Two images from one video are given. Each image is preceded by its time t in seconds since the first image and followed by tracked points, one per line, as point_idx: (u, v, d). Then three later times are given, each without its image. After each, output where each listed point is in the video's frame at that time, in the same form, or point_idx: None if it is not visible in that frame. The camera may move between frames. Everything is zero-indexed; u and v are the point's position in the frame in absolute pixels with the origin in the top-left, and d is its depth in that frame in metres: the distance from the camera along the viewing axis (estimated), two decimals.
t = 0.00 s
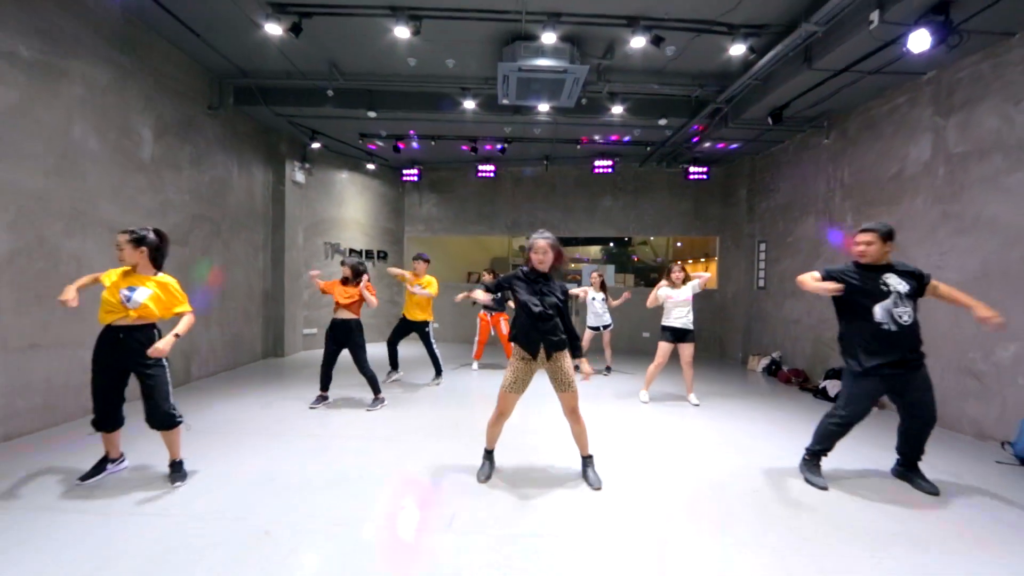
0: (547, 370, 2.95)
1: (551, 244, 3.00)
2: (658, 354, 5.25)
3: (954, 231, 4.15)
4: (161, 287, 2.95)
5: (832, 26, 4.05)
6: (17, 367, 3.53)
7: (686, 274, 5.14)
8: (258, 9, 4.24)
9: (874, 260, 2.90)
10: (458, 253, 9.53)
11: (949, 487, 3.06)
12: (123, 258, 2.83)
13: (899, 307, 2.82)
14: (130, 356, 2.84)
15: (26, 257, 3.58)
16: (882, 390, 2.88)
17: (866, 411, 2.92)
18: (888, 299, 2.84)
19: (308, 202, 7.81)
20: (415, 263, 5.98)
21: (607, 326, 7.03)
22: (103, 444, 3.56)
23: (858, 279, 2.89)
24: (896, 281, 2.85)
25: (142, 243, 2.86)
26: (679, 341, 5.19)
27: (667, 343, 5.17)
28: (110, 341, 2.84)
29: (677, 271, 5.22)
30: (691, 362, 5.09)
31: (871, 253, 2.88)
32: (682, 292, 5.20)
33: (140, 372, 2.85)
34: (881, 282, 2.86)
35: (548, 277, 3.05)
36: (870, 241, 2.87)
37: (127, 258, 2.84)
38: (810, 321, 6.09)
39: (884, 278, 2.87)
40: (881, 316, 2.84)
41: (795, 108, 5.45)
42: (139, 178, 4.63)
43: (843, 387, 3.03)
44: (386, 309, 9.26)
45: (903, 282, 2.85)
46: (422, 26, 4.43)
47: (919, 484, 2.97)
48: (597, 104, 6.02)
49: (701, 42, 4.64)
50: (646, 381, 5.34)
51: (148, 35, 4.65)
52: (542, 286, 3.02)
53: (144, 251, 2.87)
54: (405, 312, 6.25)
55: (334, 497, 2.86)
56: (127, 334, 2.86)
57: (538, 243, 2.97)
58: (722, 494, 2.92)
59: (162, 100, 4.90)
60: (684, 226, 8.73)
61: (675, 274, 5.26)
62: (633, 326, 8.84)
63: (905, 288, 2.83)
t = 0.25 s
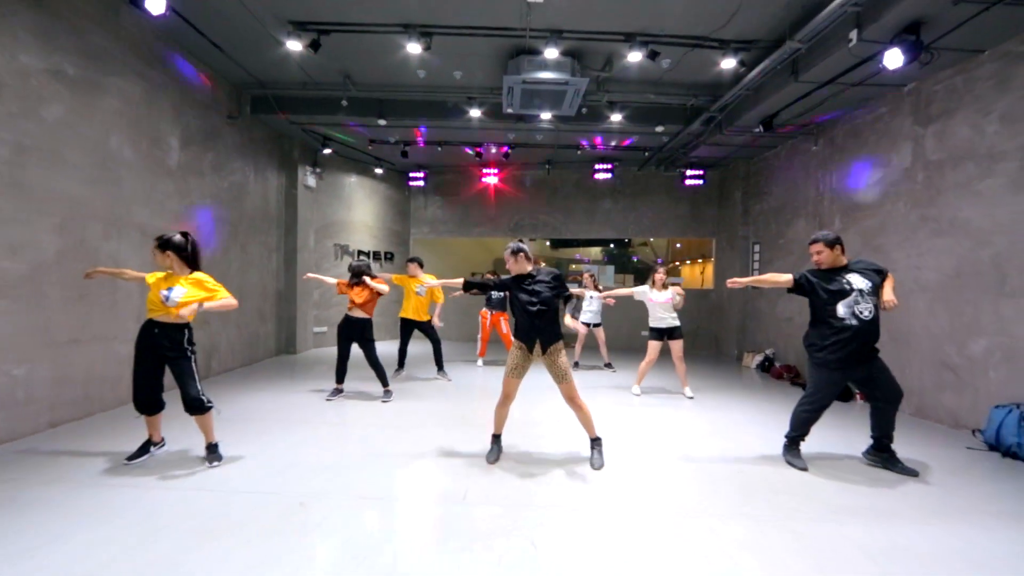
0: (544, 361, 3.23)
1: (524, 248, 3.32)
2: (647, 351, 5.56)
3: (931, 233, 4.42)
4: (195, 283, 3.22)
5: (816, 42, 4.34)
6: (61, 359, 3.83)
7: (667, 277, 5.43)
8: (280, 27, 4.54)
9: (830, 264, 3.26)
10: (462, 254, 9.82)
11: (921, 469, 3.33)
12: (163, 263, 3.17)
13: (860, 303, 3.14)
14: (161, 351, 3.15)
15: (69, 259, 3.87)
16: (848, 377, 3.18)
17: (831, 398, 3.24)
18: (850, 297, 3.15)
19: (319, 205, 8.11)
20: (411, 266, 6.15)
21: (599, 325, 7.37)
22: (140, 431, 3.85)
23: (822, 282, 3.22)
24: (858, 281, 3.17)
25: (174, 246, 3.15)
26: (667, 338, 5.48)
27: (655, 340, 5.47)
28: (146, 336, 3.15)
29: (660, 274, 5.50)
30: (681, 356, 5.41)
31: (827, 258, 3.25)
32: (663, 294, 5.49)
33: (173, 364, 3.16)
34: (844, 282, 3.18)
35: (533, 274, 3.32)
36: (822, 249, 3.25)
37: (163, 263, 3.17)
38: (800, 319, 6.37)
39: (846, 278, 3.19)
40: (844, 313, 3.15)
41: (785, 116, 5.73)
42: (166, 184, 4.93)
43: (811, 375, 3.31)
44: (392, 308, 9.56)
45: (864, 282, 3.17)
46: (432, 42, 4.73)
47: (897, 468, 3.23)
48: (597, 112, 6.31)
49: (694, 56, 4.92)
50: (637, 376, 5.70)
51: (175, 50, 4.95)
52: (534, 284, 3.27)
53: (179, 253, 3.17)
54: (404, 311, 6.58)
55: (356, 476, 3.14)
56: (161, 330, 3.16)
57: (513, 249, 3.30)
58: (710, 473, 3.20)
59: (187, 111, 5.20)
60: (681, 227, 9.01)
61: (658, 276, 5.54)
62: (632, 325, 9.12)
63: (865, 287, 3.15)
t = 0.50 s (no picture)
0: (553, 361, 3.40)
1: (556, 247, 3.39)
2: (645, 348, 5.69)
3: (922, 234, 4.54)
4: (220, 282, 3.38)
5: (810, 48, 4.44)
6: (77, 358, 3.96)
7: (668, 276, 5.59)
8: (286, 33, 4.64)
9: (841, 263, 3.35)
10: (464, 253, 9.94)
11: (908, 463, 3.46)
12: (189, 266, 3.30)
13: (858, 302, 3.25)
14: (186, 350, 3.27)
15: (84, 260, 3.99)
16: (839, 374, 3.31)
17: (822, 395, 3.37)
18: (848, 295, 3.28)
19: (322, 205, 8.22)
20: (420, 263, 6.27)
21: (602, 322, 7.44)
22: (154, 427, 3.99)
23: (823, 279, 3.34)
24: (858, 281, 3.28)
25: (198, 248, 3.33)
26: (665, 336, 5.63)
27: (654, 337, 5.61)
28: (174, 335, 3.29)
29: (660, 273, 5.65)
30: (679, 354, 5.53)
31: (842, 257, 3.33)
32: (664, 293, 5.64)
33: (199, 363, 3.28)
34: (844, 280, 3.30)
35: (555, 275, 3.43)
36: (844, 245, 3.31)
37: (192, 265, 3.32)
38: (796, 317, 6.50)
39: (847, 278, 3.31)
40: (840, 311, 3.28)
41: (782, 118, 5.84)
42: (175, 186, 5.04)
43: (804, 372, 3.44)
44: (395, 306, 9.68)
45: (863, 282, 3.28)
46: (435, 46, 4.83)
47: (883, 460, 3.38)
48: (596, 114, 6.41)
49: (691, 60, 5.03)
50: (636, 372, 5.84)
51: (182, 54, 5.05)
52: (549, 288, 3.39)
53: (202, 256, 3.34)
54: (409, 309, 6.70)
55: (365, 470, 3.27)
56: (189, 330, 3.29)
57: (546, 247, 3.36)
58: (705, 467, 3.33)
59: (195, 114, 5.30)
60: (680, 226, 9.12)
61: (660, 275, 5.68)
62: (631, 322, 9.25)
63: (865, 286, 3.27)
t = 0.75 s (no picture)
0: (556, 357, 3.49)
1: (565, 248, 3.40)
2: (648, 347, 5.75)
3: (917, 235, 4.60)
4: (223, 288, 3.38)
5: (808, 51, 4.49)
6: (86, 358, 4.03)
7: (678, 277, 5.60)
8: (289, 37, 4.70)
9: (866, 259, 3.38)
10: (464, 252, 10.00)
11: (901, 461, 3.53)
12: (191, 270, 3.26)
13: (866, 304, 3.30)
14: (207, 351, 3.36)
15: (92, 262, 4.06)
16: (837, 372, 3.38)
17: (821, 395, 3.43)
18: (859, 296, 3.31)
19: (324, 205, 8.28)
20: (425, 262, 6.25)
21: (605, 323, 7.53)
22: (162, 426, 4.06)
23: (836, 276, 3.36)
24: (869, 283, 3.33)
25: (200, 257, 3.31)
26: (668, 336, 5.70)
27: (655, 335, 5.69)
28: (199, 341, 3.35)
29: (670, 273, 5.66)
30: (680, 354, 5.59)
31: (867, 252, 3.34)
32: (672, 294, 5.68)
33: (224, 364, 3.36)
34: (857, 280, 3.32)
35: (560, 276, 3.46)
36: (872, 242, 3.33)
37: (195, 271, 3.29)
38: (794, 316, 6.56)
39: (861, 278, 3.34)
40: (848, 309, 3.31)
41: (780, 119, 5.89)
42: (180, 188, 5.11)
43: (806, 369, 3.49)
44: (396, 305, 9.76)
45: (874, 284, 3.35)
46: (437, 50, 4.89)
47: (875, 457, 3.45)
48: (596, 115, 6.46)
49: (690, 62, 5.08)
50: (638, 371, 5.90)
51: (187, 58, 5.11)
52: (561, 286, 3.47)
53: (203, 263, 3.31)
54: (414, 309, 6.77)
55: (369, 468, 3.35)
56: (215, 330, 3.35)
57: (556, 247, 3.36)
58: (703, 465, 3.40)
59: (199, 116, 5.37)
60: (679, 226, 9.18)
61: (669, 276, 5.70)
62: (631, 321, 9.31)
63: (875, 289, 3.33)
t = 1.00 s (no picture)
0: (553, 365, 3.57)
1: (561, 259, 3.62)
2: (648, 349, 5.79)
3: (917, 239, 4.61)
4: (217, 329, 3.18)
5: (807, 55, 4.50)
6: (89, 361, 4.06)
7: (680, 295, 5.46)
8: (290, 41, 4.71)
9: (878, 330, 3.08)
10: (465, 253, 10.02)
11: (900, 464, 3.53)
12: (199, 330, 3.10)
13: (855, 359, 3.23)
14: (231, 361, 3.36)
15: (94, 266, 4.08)
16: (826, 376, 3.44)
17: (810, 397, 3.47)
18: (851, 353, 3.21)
19: (324, 206, 8.29)
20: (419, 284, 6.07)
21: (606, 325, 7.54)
22: (165, 428, 4.09)
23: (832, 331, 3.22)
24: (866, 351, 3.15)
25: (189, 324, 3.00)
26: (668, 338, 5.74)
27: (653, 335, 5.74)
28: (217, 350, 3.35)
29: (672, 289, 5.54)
30: (679, 356, 5.60)
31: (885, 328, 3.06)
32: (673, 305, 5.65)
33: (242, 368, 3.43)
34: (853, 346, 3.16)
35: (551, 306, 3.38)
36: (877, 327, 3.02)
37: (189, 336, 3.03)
38: (794, 318, 6.57)
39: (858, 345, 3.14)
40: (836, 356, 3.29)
41: (780, 121, 5.89)
42: (181, 191, 5.13)
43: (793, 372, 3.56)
44: (397, 306, 9.77)
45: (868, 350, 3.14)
46: (437, 53, 4.90)
47: (872, 462, 3.45)
48: (596, 117, 6.46)
49: (690, 66, 5.08)
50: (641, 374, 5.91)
51: (187, 62, 5.12)
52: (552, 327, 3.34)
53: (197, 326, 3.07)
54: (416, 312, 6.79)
55: (370, 472, 3.37)
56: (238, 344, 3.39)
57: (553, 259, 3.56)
58: (703, 469, 3.42)
59: (199, 119, 5.38)
60: (679, 227, 9.18)
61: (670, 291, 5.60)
62: (631, 322, 9.32)
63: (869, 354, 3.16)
